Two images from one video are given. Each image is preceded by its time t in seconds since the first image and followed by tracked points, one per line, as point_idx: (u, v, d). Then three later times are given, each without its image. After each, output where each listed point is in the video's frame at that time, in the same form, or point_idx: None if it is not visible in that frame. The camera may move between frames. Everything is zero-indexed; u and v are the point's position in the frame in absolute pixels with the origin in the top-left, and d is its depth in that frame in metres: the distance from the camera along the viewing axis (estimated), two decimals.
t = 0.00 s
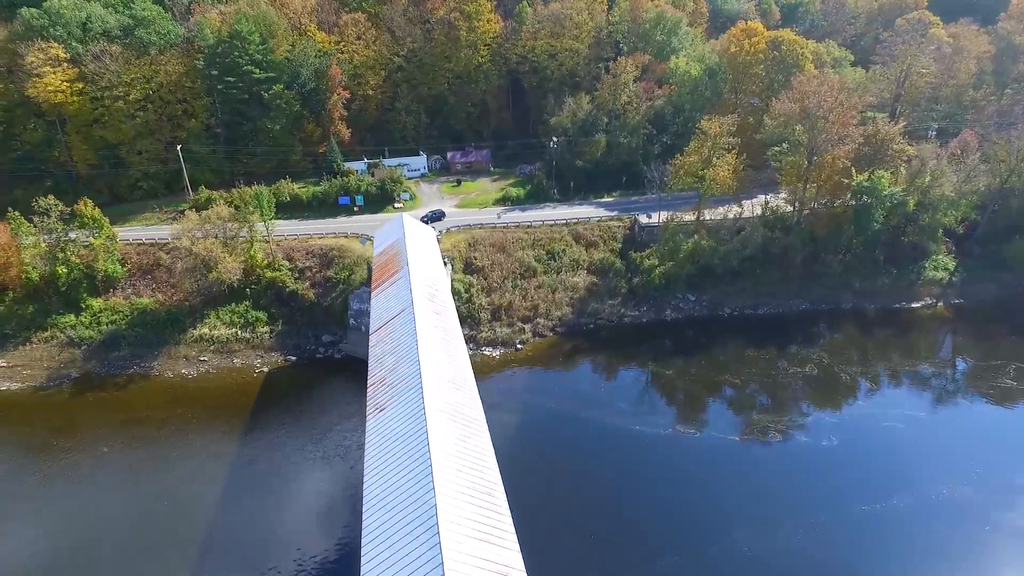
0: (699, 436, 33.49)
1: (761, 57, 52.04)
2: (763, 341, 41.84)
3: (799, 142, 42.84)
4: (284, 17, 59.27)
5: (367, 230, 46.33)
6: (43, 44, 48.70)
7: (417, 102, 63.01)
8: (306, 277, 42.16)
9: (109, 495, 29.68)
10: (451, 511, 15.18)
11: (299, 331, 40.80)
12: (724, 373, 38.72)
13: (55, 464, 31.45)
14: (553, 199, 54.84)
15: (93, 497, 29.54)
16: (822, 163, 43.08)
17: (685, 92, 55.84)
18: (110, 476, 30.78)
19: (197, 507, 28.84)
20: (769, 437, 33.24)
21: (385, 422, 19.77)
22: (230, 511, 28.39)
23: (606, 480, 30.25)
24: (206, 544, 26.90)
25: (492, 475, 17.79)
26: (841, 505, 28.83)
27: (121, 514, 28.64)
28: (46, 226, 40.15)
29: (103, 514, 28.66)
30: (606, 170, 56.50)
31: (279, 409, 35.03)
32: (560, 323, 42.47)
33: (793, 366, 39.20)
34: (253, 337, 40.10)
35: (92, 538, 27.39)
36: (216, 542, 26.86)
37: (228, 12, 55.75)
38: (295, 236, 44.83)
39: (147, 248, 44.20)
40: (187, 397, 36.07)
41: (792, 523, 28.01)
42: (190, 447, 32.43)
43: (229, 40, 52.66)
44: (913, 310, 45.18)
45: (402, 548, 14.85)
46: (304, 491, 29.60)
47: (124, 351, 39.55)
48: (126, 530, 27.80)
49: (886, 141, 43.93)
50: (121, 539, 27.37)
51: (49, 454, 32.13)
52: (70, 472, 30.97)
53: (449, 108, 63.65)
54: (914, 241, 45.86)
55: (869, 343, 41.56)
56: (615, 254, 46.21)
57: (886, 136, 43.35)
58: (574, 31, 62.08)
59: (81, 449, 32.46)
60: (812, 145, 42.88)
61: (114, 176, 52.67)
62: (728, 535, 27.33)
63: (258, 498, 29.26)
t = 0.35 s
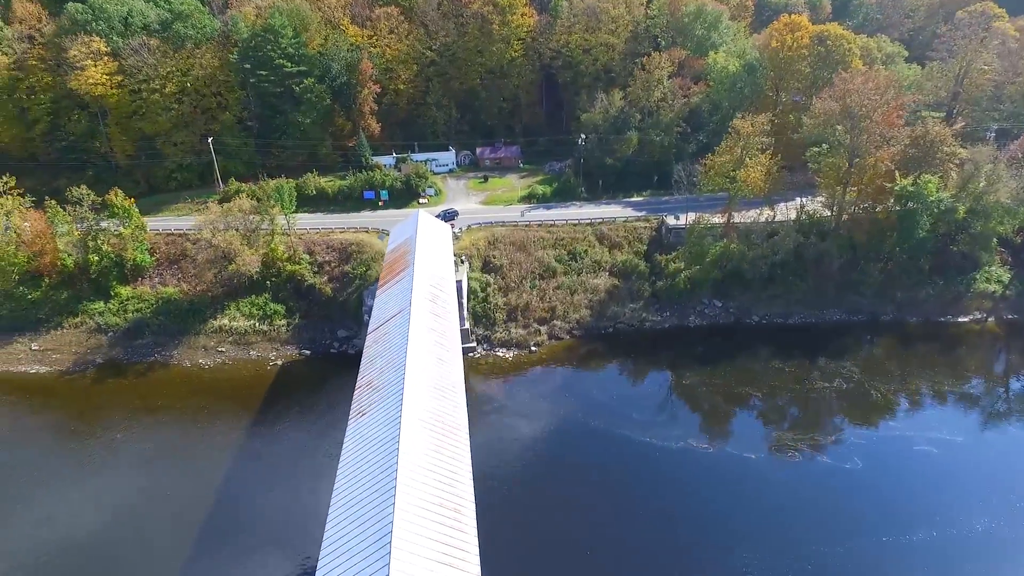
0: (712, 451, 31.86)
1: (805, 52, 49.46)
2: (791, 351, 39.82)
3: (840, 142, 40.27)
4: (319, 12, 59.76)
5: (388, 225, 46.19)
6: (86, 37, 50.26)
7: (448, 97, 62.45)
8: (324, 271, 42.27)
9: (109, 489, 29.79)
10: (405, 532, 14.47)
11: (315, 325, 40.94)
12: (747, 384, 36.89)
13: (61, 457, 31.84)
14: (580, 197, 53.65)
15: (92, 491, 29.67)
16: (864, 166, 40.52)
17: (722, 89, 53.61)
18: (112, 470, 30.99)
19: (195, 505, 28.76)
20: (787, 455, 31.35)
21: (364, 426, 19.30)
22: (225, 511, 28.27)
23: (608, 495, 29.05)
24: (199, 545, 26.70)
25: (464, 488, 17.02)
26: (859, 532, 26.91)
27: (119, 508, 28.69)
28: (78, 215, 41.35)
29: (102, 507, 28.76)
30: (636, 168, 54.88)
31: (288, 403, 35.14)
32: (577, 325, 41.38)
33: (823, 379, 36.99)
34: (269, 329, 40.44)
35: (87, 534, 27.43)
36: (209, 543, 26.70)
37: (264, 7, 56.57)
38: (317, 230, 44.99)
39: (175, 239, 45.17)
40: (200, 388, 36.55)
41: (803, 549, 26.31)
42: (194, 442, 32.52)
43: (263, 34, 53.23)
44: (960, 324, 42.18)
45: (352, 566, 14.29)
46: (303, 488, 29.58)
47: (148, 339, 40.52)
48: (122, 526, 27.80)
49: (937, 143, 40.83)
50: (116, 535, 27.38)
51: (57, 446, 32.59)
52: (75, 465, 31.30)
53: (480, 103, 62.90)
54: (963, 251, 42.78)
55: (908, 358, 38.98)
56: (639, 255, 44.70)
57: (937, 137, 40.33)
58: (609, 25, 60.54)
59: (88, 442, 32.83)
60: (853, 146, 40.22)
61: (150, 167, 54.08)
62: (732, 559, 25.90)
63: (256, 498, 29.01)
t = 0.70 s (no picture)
0: (725, 468, 30.17)
1: (855, 48, 46.92)
2: (821, 364, 37.67)
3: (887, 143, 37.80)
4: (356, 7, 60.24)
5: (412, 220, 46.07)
6: (130, 31, 51.83)
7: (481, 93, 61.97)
8: (345, 265, 42.50)
9: (107, 484, 29.89)
10: (354, 545, 13.98)
11: (333, 319, 41.16)
12: (770, 397, 35.08)
13: (66, 450, 32.19)
14: (610, 196, 52.31)
15: (91, 487, 29.80)
16: (909, 169, 37.94)
17: (764, 86, 51.27)
18: (114, 464, 31.18)
19: (191, 501, 28.68)
20: (806, 476, 29.38)
21: (341, 428, 18.98)
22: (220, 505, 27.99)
23: (608, 512, 27.87)
24: (190, 543, 26.52)
25: (432, 502, 16.28)
26: (877, 564, 25.07)
27: (115, 504, 28.70)
28: (113, 203, 42.72)
29: (98, 503, 28.80)
30: (670, 167, 53.08)
31: (299, 396, 35.37)
32: (596, 329, 40.27)
33: (853, 395, 34.81)
34: (289, 321, 40.87)
35: (82, 531, 27.45)
36: (200, 540, 26.50)
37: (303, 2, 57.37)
38: (341, 223, 45.38)
39: (205, 229, 46.24)
40: (216, 378, 37.20)
41: None
42: (201, 434, 32.80)
43: (299, 28, 53.91)
44: (1013, 342, 39.01)
45: None
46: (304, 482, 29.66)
47: (174, 326, 41.57)
48: (117, 522, 27.80)
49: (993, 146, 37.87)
50: (110, 532, 27.36)
51: (65, 438, 33.03)
52: (77, 458, 31.58)
53: (514, 99, 62.12)
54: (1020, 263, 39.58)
55: (950, 376, 36.27)
56: (665, 258, 43.20)
57: (993, 139, 37.40)
58: (648, 19, 58.80)
59: (94, 435, 33.19)
60: (899, 149, 37.72)
61: (188, 158, 55.56)
62: None
63: (251, 495, 28.82)
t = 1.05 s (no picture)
0: (730, 485, 28.72)
1: (906, 44, 44.25)
2: (848, 378, 35.66)
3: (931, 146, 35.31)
4: (390, 1, 60.42)
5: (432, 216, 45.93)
6: (171, 26, 53.32)
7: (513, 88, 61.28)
8: (363, 259, 42.84)
9: (112, 471, 30.52)
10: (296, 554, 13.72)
11: (349, 313, 41.38)
12: (789, 411, 33.41)
13: (79, 435, 33.07)
14: (638, 196, 50.94)
15: (84, 484, 29.93)
16: (954, 175, 35.40)
17: (806, 84, 48.83)
18: (110, 461, 31.28)
19: (181, 502, 28.59)
20: (817, 499, 27.72)
21: (315, 428, 18.89)
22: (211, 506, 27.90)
23: (603, 524, 27.02)
24: (175, 546, 26.42)
25: (391, 512, 15.88)
26: None
27: (104, 504, 28.70)
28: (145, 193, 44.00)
29: (88, 503, 28.82)
30: (702, 167, 51.25)
31: (309, 389, 35.65)
32: (612, 332, 39.22)
33: (880, 414, 32.77)
34: (306, 313, 41.31)
35: (69, 531, 27.52)
36: (186, 543, 26.39)
37: None
38: (362, 218, 45.77)
39: (233, 220, 47.27)
40: (232, 366, 37.93)
41: None
42: (212, 421, 33.49)
43: (332, 22, 54.33)
44: None
45: None
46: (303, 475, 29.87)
47: (197, 314, 42.60)
48: (104, 522, 27.80)
49: None
50: (97, 532, 27.37)
51: (79, 423, 33.95)
52: (82, 448, 32.07)
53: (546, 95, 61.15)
54: None
55: (990, 398, 33.72)
56: (688, 262, 41.73)
57: None
58: (687, 13, 56.81)
59: (95, 430, 33.44)
60: (944, 153, 35.18)
61: (223, 150, 56.95)
62: None
63: (249, 488, 29.01)
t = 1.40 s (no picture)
0: (725, 501, 27.60)
1: (947, 42, 41.52)
2: (864, 394, 33.92)
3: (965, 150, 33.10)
4: None
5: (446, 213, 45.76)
6: (201, 20, 54.44)
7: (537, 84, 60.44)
8: (376, 254, 43.16)
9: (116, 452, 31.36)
10: (232, 557, 13.70)
11: (357, 308, 41.54)
12: (798, 425, 32.01)
13: (90, 415, 34.11)
14: (658, 196, 49.66)
15: (72, 476, 30.11)
16: (990, 181, 33.11)
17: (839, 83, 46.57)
18: (96, 456, 31.22)
19: (160, 502, 28.33)
20: (816, 520, 26.43)
21: (282, 427, 18.93)
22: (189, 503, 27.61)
23: (588, 533, 26.37)
24: (150, 546, 26.16)
25: (340, 517, 15.76)
26: None
27: (89, 497, 28.80)
28: (166, 184, 45.08)
29: (89, 484, 29.57)
30: (726, 169, 49.57)
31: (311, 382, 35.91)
32: (619, 336, 38.29)
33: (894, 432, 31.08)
34: (316, 307, 41.65)
35: (52, 521, 27.67)
36: (160, 544, 26.05)
37: None
38: (376, 213, 45.99)
39: (252, 213, 48.04)
40: (240, 357, 38.52)
41: None
42: (215, 409, 34.08)
43: (356, 17, 54.52)
44: None
45: None
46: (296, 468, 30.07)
47: (212, 304, 43.47)
48: (87, 515, 27.88)
49: None
50: (78, 524, 27.45)
51: (91, 405, 35.00)
52: (92, 429, 33.06)
53: (570, 91, 60.16)
54: None
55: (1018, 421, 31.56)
56: (703, 266, 40.41)
57: None
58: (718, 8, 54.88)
59: (106, 412, 34.43)
60: (979, 158, 32.93)
61: (249, 142, 58.00)
62: None
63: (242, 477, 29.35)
